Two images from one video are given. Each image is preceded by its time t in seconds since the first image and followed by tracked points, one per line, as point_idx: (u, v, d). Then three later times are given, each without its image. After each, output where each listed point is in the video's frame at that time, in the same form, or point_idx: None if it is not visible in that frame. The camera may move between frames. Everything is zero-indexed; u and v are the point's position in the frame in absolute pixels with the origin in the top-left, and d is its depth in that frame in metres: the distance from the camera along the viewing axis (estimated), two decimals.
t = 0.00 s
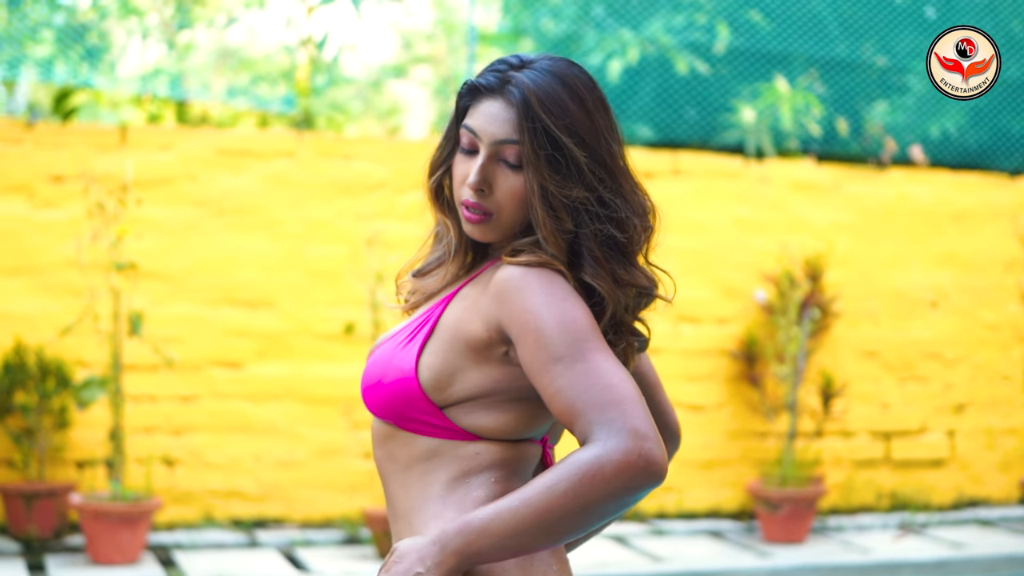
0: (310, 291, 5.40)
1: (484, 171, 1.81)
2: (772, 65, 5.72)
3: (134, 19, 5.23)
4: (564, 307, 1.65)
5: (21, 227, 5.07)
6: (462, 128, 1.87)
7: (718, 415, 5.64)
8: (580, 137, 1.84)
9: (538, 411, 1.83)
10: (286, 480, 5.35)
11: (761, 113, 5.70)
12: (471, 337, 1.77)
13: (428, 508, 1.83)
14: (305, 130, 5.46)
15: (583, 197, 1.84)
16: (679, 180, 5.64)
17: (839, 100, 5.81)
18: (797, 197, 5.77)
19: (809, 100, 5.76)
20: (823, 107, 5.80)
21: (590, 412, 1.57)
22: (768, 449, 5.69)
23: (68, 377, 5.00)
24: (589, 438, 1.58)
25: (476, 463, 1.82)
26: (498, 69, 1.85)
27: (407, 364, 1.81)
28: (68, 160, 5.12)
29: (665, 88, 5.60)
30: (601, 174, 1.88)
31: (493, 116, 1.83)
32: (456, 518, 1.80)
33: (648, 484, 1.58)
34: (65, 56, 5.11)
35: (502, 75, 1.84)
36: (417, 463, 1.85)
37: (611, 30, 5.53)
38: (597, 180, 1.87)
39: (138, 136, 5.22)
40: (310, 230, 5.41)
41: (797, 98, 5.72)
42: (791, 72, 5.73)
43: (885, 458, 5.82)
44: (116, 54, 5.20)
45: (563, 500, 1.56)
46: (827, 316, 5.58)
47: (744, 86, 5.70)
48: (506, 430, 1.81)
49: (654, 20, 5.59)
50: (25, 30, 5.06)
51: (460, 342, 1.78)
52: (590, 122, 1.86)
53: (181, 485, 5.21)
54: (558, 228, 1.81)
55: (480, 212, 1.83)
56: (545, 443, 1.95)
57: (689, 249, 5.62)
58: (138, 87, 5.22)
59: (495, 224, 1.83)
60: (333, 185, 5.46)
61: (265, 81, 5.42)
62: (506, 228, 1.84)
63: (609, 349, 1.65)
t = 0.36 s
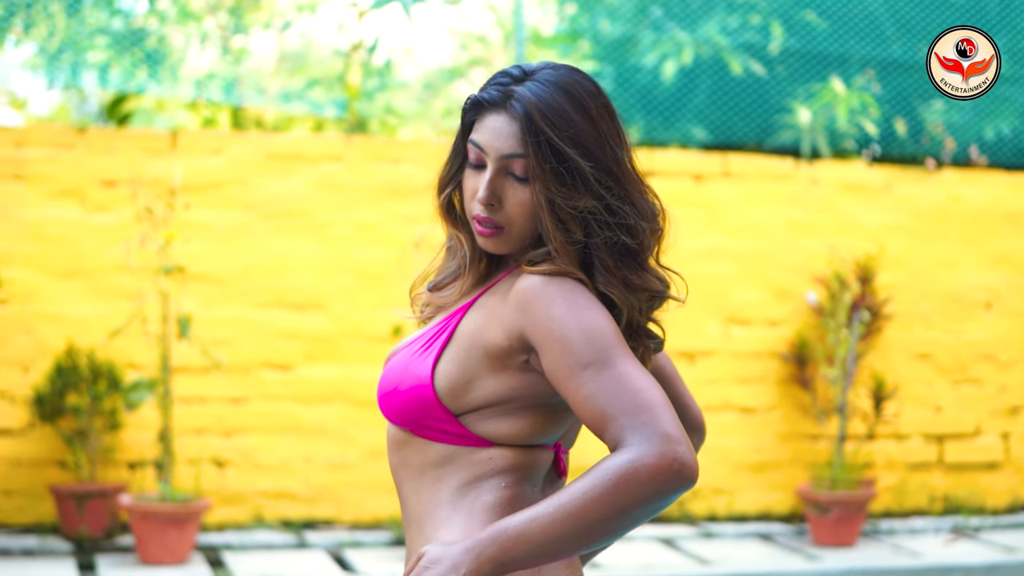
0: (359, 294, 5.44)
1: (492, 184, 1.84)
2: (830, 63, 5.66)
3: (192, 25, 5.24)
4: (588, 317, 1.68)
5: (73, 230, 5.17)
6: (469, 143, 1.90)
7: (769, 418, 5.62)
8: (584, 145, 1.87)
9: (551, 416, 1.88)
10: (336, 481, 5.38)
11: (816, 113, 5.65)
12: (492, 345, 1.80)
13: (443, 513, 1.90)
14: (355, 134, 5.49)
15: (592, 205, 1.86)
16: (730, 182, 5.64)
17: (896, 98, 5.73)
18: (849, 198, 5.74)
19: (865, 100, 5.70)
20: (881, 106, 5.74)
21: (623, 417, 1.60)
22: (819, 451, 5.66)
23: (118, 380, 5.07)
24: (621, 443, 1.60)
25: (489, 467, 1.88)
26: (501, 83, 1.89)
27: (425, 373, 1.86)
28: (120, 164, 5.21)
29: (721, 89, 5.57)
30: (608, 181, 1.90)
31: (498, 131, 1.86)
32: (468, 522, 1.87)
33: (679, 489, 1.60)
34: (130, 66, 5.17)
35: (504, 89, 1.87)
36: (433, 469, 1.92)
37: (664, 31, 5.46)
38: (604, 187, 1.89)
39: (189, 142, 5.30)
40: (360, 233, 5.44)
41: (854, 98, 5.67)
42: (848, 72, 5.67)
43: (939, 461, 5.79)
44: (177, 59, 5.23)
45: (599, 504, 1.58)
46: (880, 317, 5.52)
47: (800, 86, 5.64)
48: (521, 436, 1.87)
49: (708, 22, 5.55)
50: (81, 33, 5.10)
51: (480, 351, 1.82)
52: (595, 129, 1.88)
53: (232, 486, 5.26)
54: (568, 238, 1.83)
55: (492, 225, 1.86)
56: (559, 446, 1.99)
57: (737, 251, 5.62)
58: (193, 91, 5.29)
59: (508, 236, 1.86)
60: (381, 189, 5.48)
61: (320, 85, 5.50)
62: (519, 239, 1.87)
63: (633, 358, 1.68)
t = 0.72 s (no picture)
0: (410, 295, 5.46)
1: (481, 169, 1.76)
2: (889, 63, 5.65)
3: (253, 27, 5.36)
4: (604, 318, 1.60)
5: (127, 233, 5.25)
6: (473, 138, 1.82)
7: (822, 418, 5.61)
8: (574, 135, 1.74)
9: (569, 418, 1.78)
10: (388, 481, 5.42)
11: (874, 111, 5.65)
12: (511, 348, 1.70)
13: (461, 515, 1.80)
14: (408, 135, 5.53)
15: (583, 196, 1.73)
16: (782, 182, 5.63)
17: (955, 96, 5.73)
18: (903, 197, 5.71)
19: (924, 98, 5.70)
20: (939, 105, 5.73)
21: (643, 423, 1.52)
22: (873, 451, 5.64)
23: (171, 380, 5.13)
24: (640, 448, 1.52)
25: (507, 468, 1.78)
26: (503, 75, 1.80)
27: (444, 374, 1.77)
28: (175, 168, 5.29)
29: (779, 87, 5.59)
30: (607, 172, 1.76)
31: (491, 119, 1.77)
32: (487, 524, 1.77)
33: (696, 498, 1.53)
34: (192, 70, 5.29)
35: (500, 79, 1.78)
36: (452, 468, 1.83)
37: (722, 30, 5.50)
38: (602, 179, 1.76)
39: (243, 144, 5.35)
40: (411, 235, 5.47)
41: (911, 96, 5.67)
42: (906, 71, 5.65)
43: (994, 462, 5.76)
44: (238, 61, 5.34)
45: (618, 509, 1.51)
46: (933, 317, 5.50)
47: (857, 85, 5.64)
48: (541, 438, 1.77)
49: (764, 22, 5.57)
50: (140, 37, 5.22)
51: (497, 353, 1.72)
52: (587, 121, 1.75)
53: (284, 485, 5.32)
54: (550, 225, 1.72)
55: (486, 212, 1.77)
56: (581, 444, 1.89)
57: (790, 251, 5.60)
58: (251, 94, 5.38)
59: (499, 224, 1.76)
60: (432, 190, 5.50)
61: (376, 86, 5.58)
62: (511, 229, 1.76)
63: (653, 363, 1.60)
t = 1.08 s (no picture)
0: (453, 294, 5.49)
1: (471, 144, 1.75)
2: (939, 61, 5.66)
3: (303, 27, 5.41)
4: (597, 317, 1.55)
5: (174, 234, 5.30)
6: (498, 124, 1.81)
7: (867, 417, 5.60)
8: (543, 111, 1.66)
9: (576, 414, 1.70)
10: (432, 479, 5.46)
11: (924, 108, 5.63)
12: (514, 350, 1.62)
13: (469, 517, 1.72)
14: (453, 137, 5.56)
15: (540, 173, 1.66)
16: (827, 180, 5.61)
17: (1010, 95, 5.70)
18: (950, 195, 5.66)
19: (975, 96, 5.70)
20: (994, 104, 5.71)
21: (636, 426, 1.48)
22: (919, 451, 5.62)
23: (215, 379, 5.16)
24: (633, 451, 1.49)
25: (516, 468, 1.70)
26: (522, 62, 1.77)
27: (450, 375, 1.68)
28: (219, 170, 5.34)
29: (828, 85, 5.62)
30: (577, 150, 1.66)
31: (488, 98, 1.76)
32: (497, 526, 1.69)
33: (691, 500, 1.50)
34: (243, 70, 5.37)
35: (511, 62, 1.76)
36: (461, 468, 1.74)
37: (771, 29, 5.54)
38: (571, 157, 1.66)
39: (288, 146, 5.39)
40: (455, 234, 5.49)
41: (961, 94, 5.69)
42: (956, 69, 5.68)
43: None
44: (291, 64, 5.40)
45: (609, 512, 1.48)
46: (979, 316, 5.45)
47: (908, 83, 5.66)
48: (549, 438, 1.70)
49: (814, 20, 5.62)
50: (186, 40, 5.29)
51: (500, 353, 1.64)
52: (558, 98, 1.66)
53: (328, 484, 5.37)
54: (510, 204, 1.69)
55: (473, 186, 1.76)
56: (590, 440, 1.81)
57: (835, 249, 5.59)
58: (301, 96, 5.43)
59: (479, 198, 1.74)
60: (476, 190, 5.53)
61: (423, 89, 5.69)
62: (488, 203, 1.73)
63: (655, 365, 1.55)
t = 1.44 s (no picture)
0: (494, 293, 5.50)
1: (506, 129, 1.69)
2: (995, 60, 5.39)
3: (351, 26, 5.47)
4: (569, 309, 1.45)
5: (216, 233, 5.35)
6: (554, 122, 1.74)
7: (909, 416, 5.58)
8: (539, 92, 1.58)
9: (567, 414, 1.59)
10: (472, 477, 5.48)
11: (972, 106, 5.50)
12: (500, 344, 1.53)
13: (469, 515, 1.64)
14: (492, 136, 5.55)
15: (524, 152, 1.58)
16: (868, 178, 5.59)
17: None
18: (993, 192, 5.62)
19: None
20: None
21: (593, 420, 1.38)
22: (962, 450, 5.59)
23: (255, 376, 5.20)
24: (592, 446, 1.39)
25: (516, 465, 1.62)
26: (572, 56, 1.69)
27: (445, 372, 1.60)
28: (259, 169, 5.38)
29: (875, 82, 5.49)
30: (554, 129, 1.55)
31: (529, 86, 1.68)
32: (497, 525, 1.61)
33: (651, 497, 1.39)
34: (292, 71, 5.43)
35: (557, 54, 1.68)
36: (465, 464, 1.66)
37: (819, 25, 5.39)
38: (545, 134, 1.56)
39: (327, 145, 5.42)
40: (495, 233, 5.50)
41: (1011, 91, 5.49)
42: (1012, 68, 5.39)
43: None
44: (339, 63, 5.47)
45: (565, 506, 1.39)
46: None
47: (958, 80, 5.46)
48: (548, 434, 1.60)
49: (861, 17, 5.43)
50: (230, 42, 5.34)
51: (487, 347, 1.55)
52: (554, 81, 1.57)
53: (369, 482, 5.41)
54: (499, 182, 1.61)
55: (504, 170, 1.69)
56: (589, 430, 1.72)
57: (875, 247, 5.57)
58: (347, 97, 5.49)
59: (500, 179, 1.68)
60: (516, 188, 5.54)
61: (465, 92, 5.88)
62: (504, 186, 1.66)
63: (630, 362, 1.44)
